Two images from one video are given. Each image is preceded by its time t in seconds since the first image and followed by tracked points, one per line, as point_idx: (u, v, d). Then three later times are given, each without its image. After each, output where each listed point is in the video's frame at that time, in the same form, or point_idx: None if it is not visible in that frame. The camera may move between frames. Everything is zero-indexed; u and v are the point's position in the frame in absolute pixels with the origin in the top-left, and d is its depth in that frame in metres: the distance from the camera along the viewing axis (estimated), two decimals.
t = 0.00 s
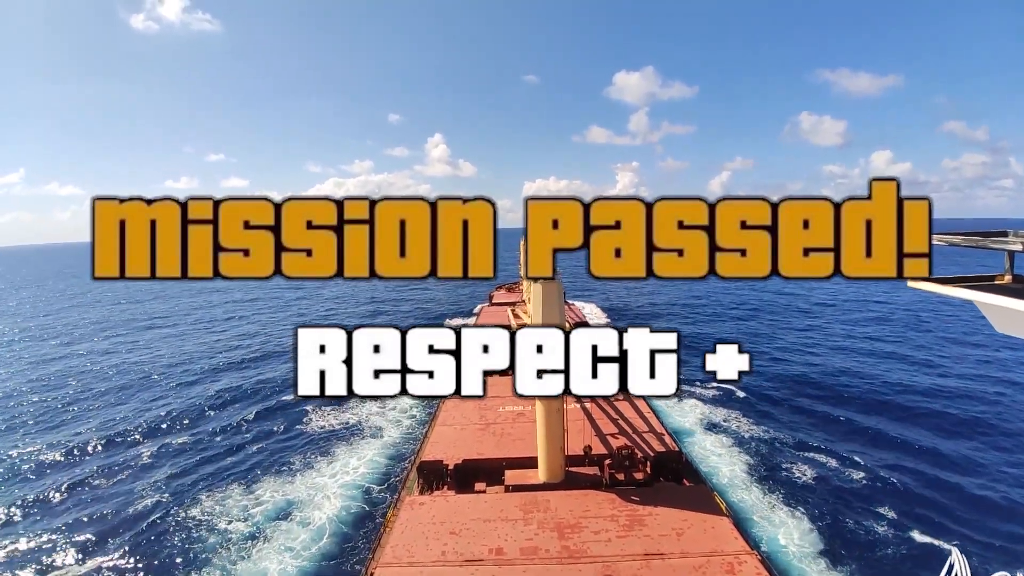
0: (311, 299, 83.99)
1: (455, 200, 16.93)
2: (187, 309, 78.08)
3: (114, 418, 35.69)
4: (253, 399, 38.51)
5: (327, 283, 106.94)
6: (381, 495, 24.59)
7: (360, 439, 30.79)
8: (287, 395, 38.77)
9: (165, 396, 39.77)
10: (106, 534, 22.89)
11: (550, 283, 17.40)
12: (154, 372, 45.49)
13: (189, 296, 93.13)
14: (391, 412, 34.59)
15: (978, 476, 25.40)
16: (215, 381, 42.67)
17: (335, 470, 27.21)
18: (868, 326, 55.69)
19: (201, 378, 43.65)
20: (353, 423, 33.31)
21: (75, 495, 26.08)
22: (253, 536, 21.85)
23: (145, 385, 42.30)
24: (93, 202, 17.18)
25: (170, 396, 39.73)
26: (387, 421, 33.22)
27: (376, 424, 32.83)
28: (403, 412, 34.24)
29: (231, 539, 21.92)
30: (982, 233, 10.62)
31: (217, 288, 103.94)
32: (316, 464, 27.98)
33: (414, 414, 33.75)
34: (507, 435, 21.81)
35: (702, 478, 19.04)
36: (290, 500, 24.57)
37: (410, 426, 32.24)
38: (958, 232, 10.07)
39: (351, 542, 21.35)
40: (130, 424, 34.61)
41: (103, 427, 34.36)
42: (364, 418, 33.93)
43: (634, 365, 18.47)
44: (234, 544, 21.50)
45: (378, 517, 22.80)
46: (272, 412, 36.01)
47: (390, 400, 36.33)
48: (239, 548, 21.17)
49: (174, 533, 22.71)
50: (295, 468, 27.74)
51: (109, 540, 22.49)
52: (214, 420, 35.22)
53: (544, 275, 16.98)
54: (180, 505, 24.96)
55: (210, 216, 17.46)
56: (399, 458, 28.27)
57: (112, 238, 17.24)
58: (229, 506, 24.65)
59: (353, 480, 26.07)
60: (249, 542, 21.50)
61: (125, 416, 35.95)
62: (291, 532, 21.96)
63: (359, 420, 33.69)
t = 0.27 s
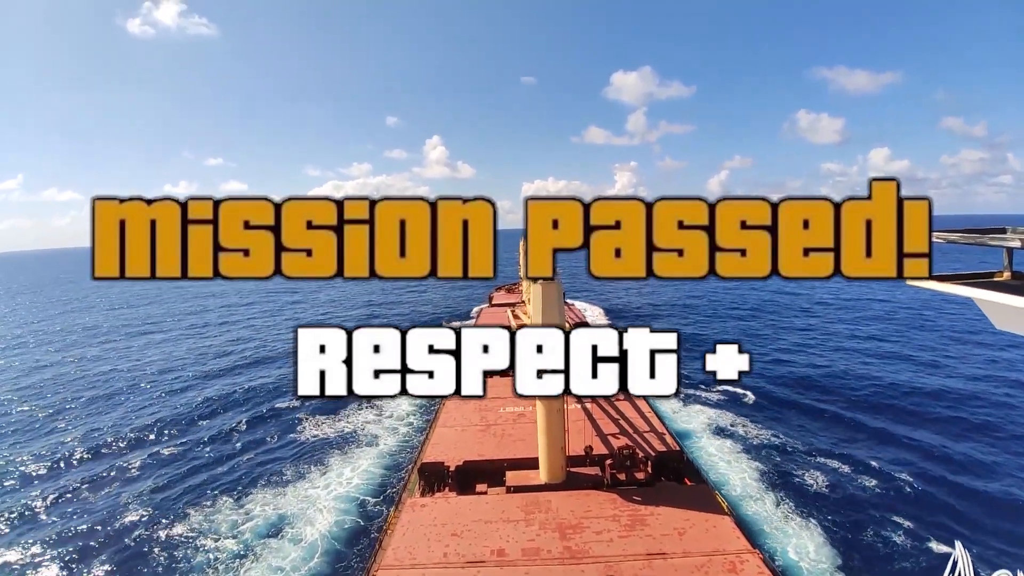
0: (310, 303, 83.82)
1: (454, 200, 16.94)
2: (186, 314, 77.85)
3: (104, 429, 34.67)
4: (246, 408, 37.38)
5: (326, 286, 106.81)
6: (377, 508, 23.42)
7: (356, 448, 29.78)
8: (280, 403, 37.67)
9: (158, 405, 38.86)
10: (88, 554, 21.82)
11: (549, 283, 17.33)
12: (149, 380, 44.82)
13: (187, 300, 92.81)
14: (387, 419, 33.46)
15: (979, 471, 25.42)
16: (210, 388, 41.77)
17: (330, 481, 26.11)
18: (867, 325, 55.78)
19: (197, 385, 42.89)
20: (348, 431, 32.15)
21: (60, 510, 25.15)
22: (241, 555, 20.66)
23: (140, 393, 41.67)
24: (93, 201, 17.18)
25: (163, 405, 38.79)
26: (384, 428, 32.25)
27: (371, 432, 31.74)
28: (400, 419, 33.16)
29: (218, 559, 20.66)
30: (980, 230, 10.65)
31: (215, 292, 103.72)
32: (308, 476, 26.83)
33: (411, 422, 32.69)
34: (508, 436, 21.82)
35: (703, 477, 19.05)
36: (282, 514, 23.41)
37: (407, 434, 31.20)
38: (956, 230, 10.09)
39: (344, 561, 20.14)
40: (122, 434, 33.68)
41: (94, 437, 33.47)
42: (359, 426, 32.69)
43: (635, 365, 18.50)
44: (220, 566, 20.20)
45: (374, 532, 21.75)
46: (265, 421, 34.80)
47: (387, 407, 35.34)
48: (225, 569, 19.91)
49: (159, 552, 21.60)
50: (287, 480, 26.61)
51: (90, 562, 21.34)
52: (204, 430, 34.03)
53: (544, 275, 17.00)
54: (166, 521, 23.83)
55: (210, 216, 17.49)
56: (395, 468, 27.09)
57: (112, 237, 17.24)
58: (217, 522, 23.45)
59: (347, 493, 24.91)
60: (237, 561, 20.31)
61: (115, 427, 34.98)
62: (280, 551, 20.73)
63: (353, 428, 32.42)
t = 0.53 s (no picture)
0: (309, 306, 83.66)
1: (455, 200, 16.94)
2: (183, 318, 77.53)
3: (93, 442, 33.71)
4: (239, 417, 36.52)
5: (324, 289, 106.59)
6: (371, 522, 22.37)
7: (350, 458, 28.81)
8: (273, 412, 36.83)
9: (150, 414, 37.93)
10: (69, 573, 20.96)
11: (548, 284, 17.22)
12: (143, 389, 43.93)
13: (185, 304, 92.50)
14: (382, 428, 32.54)
15: (978, 469, 25.48)
16: (202, 396, 40.73)
17: (322, 494, 25.11)
18: (866, 324, 55.86)
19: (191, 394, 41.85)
20: (342, 440, 31.23)
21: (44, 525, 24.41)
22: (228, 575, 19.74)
23: (132, 403, 40.75)
24: (93, 202, 17.16)
25: (154, 415, 37.77)
26: (378, 436, 31.40)
27: (366, 441, 30.89)
28: (396, 427, 32.38)
29: None
30: (977, 228, 10.67)
31: (213, 295, 103.43)
32: (300, 488, 25.89)
33: (407, 430, 31.89)
34: (509, 437, 21.80)
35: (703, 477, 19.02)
36: (272, 530, 22.43)
37: (403, 443, 30.32)
38: (954, 228, 10.09)
39: None
40: (110, 448, 32.60)
41: (82, 450, 32.44)
42: (354, 435, 31.83)
43: (635, 365, 18.48)
44: None
45: (368, 548, 20.79)
46: (257, 431, 33.95)
47: (383, 415, 34.57)
48: None
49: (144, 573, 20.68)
50: (278, 492, 25.69)
51: None
52: (195, 440, 33.09)
53: (544, 275, 17.03)
54: (152, 538, 22.92)
55: (210, 216, 17.47)
56: (391, 478, 26.07)
57: (112, 238, 17.20)
58: (204, 540, 22.46)
59: (340, 506, 23.96)
60: None
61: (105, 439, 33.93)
62: (267, 571, 19.76)
63: (348, 436, 31.66)
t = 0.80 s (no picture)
0: (309, 310, 83.50)
1: (455, 200, 16.96)
2: (183, 321, 77.19)
3: (75, 448, 32.06)
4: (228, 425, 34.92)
5: (324, 292, 106.39)
6: (365, 540, 20.89)
7: (345, 469, 27.28)
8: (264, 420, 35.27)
9: (136, 421, 36.39)
10: None
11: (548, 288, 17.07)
12: (131, 394, 42.51)
13: (184, 308, 92.19)
14: (378, 438, 31.05)
15: (980, 472, 25.43)
16: (194, 401, 39.55)
17: (314, 510, 23.53)
18: (867, 327, 55.81)
19: (182, 400, 40.31)
20: (336, 450, 29.74)
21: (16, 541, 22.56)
22: None
23: (120, 408, 39.21)
24: (93, 202, 17.19)
25: (140, 421, 36.20)
26: (374, 445, 30.02)
27: (361, 450, 29.57)
28: (392, 436, 31.11)
29: None
30: (978, 231, 10.66)
31: (213, 299, 103.12)
32: (290, 502, 24.35)
33: (404, 440, 30.53)
34: (509, 440, 21.75)
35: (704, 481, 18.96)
36: (259, 550, 20.72)
37: (399, 453, 28.98)
38: (955, 231, 10.06)
39: None
40: (92, 456, 30.69)
41: (61, 459, 30.62)
42: (349, 445, 30.44)
43: (635, 365, 18.44)
44: None
45: (361, 570, 19.23)
46: (247, 440, 32.34)
47: (379, 423, 33.17)
48: None
49: None
50: (268, 506, 24.14)
51: None
52: (180, 449, 31.29)
53: (544, 275, 17.01)
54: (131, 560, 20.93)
55: (210, 216, 17.48)
56: (386, 492, 24.63)
57: (112, 237, 17.22)
58: (189, 559, 20.70)
59: (331, 522, 22.53)
60: None
61: (86, 447, 32.19)
62: None
63: (343, 446, 30.33)
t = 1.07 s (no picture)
0: (312, 314, 83.67)
1: (454, 201, 17.02)
2: (187, 325, 77.44)
3: (67, 458, 31.37)
4: (223, 433, 34.40)
5: (328, 296, 106.66)
6: (359, 560, 20.23)
7: (341, 481, 26.83)
8: (259, 429, 34.74)
9: (132, 428, 35.75)
10: None
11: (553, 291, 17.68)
12: (129, 399, 42.02)
13: (188, 311, 92.52)
14: (376, 447, 30.88)
15: (987, 477, 25.21)
16: (193, 406, 39.29)
17: (308, 524, 22.98)
18: (872, 332, 55.50)
19: (179, 406, 39.78)
20: (332, 460, 29.42)
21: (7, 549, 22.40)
22: None
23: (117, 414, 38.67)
24: (94, 202, 17.34)
25: (135, 429, 35.55)
26: (372, 456, 29.56)
27: (359, 461, 29.13)
28: (390, 446, 30.73)
29: None
30: (982, 233, 10.60)
31: (217, 302, 103.46)
32: (283, 516, 23.80)
33: (402, 450, 30.25)
34: (512, 445, 21.70)
35: (709, 486, 18.81)
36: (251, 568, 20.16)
37: (397, 464, 28.55)
38: (958, 234, 9.99)
39: None
40: (88, 463, 30.57)
41: (53, 469, 30.04)
42: (345, 454, 30.14)
43: (635, 366, 18.39)
44: None
45: None
46: (242, 449, 31.90)
47: (377, 433, 32.83)
48: None
49: None
50: (260, 521, 23.59)
51: None
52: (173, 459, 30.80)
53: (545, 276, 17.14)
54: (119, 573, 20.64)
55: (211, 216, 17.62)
56: (383, 507, 24.05)
57: (112, 238, 17.37)
58: None
59: (325, 540, 21.72)
60: None
61: (80, 456, 31.56)
62: None
63: (339, 456, 29.87)
